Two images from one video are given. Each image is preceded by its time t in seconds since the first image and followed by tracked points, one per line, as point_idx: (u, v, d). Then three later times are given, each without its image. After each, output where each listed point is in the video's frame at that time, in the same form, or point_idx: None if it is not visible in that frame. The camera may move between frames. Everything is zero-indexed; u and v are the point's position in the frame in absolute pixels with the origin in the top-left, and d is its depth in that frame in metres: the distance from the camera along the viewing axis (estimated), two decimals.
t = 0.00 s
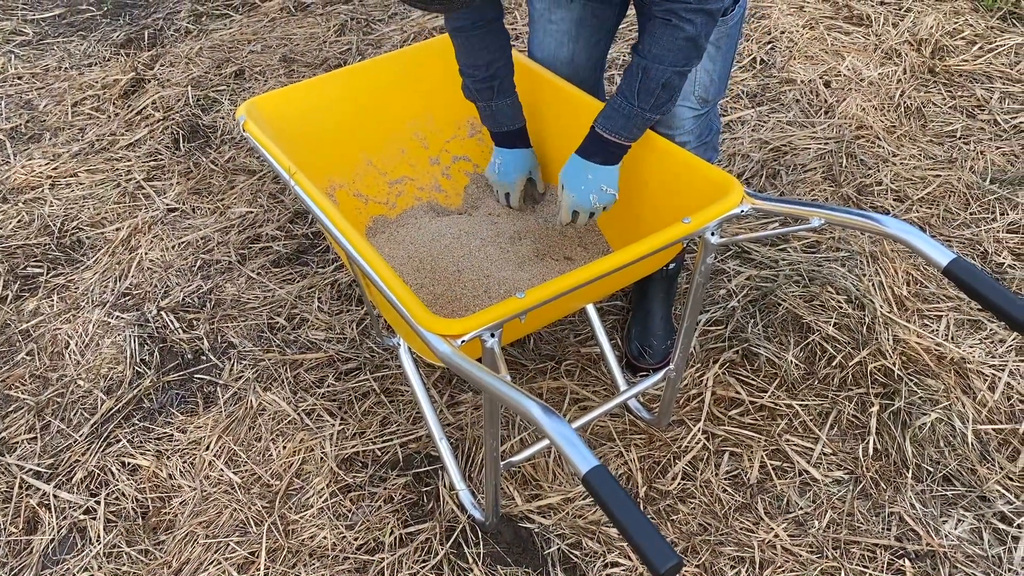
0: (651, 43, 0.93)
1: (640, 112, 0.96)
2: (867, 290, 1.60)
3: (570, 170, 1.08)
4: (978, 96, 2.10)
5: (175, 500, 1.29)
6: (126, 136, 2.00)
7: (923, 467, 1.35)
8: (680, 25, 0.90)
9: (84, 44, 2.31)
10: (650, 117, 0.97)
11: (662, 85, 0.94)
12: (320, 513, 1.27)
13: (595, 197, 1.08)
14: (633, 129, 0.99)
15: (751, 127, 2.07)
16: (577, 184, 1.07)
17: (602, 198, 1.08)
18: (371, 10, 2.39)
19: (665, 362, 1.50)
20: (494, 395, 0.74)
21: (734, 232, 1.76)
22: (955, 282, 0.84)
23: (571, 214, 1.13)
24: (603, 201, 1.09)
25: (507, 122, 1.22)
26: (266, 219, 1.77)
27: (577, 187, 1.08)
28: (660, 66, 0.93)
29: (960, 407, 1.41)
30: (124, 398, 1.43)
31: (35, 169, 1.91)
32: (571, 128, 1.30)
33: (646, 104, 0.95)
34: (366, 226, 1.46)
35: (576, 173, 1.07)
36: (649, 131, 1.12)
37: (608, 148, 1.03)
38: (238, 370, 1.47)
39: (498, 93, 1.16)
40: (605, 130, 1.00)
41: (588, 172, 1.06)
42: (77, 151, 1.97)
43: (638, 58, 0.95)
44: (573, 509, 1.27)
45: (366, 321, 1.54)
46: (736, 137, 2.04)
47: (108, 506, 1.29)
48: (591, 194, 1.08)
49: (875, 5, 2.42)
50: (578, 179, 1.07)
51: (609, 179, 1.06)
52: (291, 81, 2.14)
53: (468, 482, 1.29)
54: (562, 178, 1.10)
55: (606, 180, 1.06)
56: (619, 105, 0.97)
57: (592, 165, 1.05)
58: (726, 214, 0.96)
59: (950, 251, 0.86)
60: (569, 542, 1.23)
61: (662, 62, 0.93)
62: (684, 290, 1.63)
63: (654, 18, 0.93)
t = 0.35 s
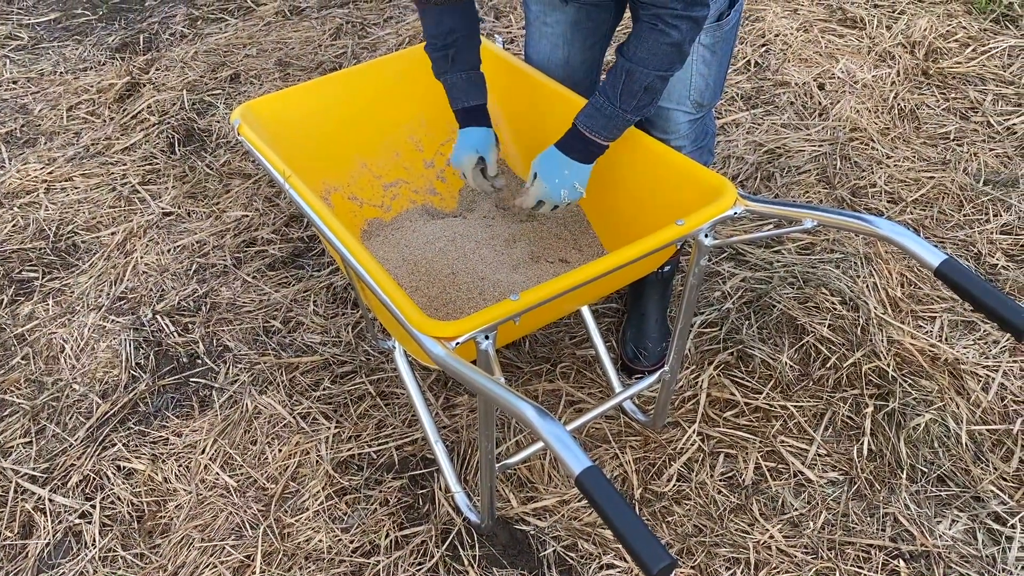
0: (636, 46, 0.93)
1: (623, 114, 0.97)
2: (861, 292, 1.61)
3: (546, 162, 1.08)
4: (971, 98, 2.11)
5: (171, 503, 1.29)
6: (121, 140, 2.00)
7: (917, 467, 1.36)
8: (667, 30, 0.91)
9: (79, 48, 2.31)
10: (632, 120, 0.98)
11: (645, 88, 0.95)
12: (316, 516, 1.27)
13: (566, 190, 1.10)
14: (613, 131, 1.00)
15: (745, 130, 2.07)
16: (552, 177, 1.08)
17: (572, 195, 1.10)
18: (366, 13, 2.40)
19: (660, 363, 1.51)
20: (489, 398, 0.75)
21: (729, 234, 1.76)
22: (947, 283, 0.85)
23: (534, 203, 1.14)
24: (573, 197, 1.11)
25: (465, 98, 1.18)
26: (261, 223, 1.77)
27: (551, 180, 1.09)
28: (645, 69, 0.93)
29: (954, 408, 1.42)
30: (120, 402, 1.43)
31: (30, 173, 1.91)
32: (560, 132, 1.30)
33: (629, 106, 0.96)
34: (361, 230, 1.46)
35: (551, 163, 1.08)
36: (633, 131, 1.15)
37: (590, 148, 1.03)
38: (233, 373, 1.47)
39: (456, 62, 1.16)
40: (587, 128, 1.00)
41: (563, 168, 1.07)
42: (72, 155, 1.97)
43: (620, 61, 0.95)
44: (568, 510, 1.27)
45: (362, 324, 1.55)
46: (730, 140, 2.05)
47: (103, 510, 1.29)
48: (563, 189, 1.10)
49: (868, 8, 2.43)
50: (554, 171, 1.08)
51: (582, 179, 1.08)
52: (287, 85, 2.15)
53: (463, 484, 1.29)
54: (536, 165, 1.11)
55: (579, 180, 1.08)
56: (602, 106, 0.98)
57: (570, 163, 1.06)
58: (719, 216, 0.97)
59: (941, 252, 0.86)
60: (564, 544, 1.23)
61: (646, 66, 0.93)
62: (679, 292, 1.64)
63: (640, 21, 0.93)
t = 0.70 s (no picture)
0: (613, 31, 0.94)
1: (597, 103, 0.97)
2: (857, 292, 1.62)
3: (515, 146, 1.05)
4: (967, 100, 2.12)
5: (169, 506, 1.29)
6: (119, 144, 2.00)
7: (915, 467, 1.36)
8: (645, 16, 0.92)
9: (77, 52, 2.31)
10: (606, 109, 0.98)
11: (622, 76, 0.95)
12: (315, 518, 1.27)
13: (531, 176, 1.08)
14: (587, 121, 0.99)
15: (742, 132, 2.08)
16: (519, 162, 1.05)
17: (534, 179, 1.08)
18: (363, 17, 2.40)
19: (658, 364, 1.51)
20: (488, 399, 0.75)
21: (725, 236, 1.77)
22: (941, 283, 0.85)
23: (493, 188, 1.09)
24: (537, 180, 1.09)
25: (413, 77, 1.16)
26: (259, 226, 1.77)
27: (519, 164, 1.05)
28: (622, 57, 0.94)
29: (951, 408, 1.42)
30: (118, 405, 1.43)
31: (28, 177, 1.91)
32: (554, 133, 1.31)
33: (604, 94, 0.96)
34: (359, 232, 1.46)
35: (518, 146, 1.04)
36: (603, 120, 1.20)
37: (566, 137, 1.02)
38: (232, 376, 1.47)
39: (413, 42, 1.15)
40: (560, 116, 0.99)
41: (532, 151, 1.04)
42: (70, 159, 1.97)
43: (597, 48, 0.96)
44: (567, 512, 1.27)
45: (360, 326, 1.55)
46: (727, 142, 2.05)
47: (102, 513, 1.29)
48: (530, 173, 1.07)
49: (864, 10, 2.44)
50: (522, 155, 1.05)
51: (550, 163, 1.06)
52: (284, 88, 2.15)
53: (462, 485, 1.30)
54: (502, 149, 1.06)
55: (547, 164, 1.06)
56: (578, 94, 0.97)
57: (541, 151, 1.04)
58: (716, 217, 0.97)
59: (936, 252, 0.87)
60: (563, 545, 1.23)
61: (623, 54, 0.94)
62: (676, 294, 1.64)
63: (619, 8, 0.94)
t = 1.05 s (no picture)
0: (625, 28, 0.94)
1: (615, 101, 0.97)
2: (854, 294, 1.62)
3: (539, 158, 1.03)
4: (962, 103, 2.13)
5: (168, 510, 1.29)
6: (117, 148, 2.00)
7: (911, 469, 1.37)
8: (656, 11, 0.92)
9: (75, 57, 2.32)
10: (622, 107, 0.98)
11: (636, 73, 0.96)
12: (313, 521, 1.27)
13: (562, 183, 1.05)
14: (604, 120, 0.99)
15: (738, 135, 2.09)
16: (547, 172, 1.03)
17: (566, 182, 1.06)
18: (360, 21, 2.41)
19: (655, 366, 1.52)
20: (485, 402, 0.75)
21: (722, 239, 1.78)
22: (936, 285, 0.86)
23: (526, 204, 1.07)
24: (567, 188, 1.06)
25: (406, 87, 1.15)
26: (257, 230, 1.78)
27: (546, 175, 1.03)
28: (637, 53, 0.94)
29: (946, 410, 1.43)
30: (116, 409, 1.44)
31: (26, 182, 1.92)
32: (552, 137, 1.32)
33: (622, 92, 0.96)
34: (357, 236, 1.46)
35: (541, 158, 1.03)
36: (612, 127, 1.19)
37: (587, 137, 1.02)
38: (230, 379, 1.48)
39: (409, 53, 1.14)
40: (579, 118, 0.99)
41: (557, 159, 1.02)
42: (67, 163, 1.97)
43: (608, 47, 0.96)
44: (564, 514, 1.28)
45: (358, 329, 1.55)
46: (723, 145, 2.06)
47: (100, 517, 1.29)
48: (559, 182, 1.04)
49: (860, 14, 2.45)
50: (547, 165, 1.03)
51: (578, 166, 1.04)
52: (282, 92, 2.16)
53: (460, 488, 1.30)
54: (526, 165, 1.04)
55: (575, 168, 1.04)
56: (593, 95, 0.97)
57: (566, 157, 1.02)
58: (712, 220, 0.98)
59: (930, 253, 0.87)
60: (560, 547, 1.24)
61: (637, 50, 0.94)
62: (673, 296, 1.65)
63: (628, 4, 0.94)
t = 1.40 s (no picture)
0: (644, 39, 0.94)
1: (638, 112, 0.97)
2: (853, 296, 1.63)
3: (571, 177, 1.02)
4: (961, 105, 2.14)
5: (169, 512, 1.29)
6: (116, 151, 2.01)
7: (911, 470, 1.37)
8: (675, 20, 0.92)
9: (74, 60, 2.32)
10: (646, 116, 0.99)
11: (660, 83, 0.96)
12: (314, 524, 1.27)
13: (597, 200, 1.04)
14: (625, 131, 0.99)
15: (737, 137, 2.09)
16: (580, 189, 1.02)
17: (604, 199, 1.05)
18: (360, 24, 2.41)
19: (655, 369, 1.52)
20: (488, 403, 0.75)
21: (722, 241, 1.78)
22: (935, 285, 0.86)
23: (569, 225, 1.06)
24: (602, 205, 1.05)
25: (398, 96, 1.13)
26: (257, 232, 1.78)
27: (581, 193, 1.02)
28: (658, 63, 0.95)
29: (946, 411, 1.43)
30: (117, 412, 1.44)
31: (26, 185, 1.92)
32: (553, 139, 1.32)
33: (646, 104, 0.97)
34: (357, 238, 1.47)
35: (575, 177, 1.02)
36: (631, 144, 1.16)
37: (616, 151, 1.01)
38: (231, 382, 1.48)
39: (401, 59, 1.12)
40: (605, 132, 0.99)
41: (591, 177, 1.02)
42: (67, 166, 1.97)
43: (629, 59, 0.96)
44: (565, 516, 1.28)
45: (358, 331, 1.55)
46: (722, 147, 2.07)
47: (101, 520, 1.29)
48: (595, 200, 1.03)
49: (858, 16, 2.46)
50: (580, 183, 1.02)
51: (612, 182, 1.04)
52: (282, 95, 2.16)
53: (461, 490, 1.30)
54: (559, 184, 1.04)
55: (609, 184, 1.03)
56: (620, 109, 0.97)
57: (596, 172, 1.02)
58: (712, 222, 0.98)
59: (930, 255, 0.87)
60: (561, 549, 1.24)
61: (657, 60, 0.94)
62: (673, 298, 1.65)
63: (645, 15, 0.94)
